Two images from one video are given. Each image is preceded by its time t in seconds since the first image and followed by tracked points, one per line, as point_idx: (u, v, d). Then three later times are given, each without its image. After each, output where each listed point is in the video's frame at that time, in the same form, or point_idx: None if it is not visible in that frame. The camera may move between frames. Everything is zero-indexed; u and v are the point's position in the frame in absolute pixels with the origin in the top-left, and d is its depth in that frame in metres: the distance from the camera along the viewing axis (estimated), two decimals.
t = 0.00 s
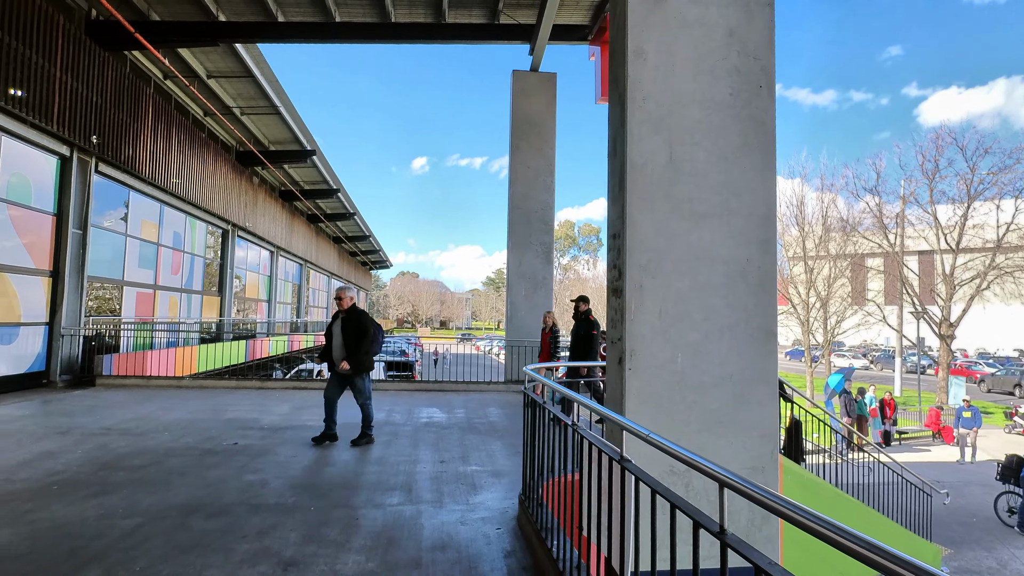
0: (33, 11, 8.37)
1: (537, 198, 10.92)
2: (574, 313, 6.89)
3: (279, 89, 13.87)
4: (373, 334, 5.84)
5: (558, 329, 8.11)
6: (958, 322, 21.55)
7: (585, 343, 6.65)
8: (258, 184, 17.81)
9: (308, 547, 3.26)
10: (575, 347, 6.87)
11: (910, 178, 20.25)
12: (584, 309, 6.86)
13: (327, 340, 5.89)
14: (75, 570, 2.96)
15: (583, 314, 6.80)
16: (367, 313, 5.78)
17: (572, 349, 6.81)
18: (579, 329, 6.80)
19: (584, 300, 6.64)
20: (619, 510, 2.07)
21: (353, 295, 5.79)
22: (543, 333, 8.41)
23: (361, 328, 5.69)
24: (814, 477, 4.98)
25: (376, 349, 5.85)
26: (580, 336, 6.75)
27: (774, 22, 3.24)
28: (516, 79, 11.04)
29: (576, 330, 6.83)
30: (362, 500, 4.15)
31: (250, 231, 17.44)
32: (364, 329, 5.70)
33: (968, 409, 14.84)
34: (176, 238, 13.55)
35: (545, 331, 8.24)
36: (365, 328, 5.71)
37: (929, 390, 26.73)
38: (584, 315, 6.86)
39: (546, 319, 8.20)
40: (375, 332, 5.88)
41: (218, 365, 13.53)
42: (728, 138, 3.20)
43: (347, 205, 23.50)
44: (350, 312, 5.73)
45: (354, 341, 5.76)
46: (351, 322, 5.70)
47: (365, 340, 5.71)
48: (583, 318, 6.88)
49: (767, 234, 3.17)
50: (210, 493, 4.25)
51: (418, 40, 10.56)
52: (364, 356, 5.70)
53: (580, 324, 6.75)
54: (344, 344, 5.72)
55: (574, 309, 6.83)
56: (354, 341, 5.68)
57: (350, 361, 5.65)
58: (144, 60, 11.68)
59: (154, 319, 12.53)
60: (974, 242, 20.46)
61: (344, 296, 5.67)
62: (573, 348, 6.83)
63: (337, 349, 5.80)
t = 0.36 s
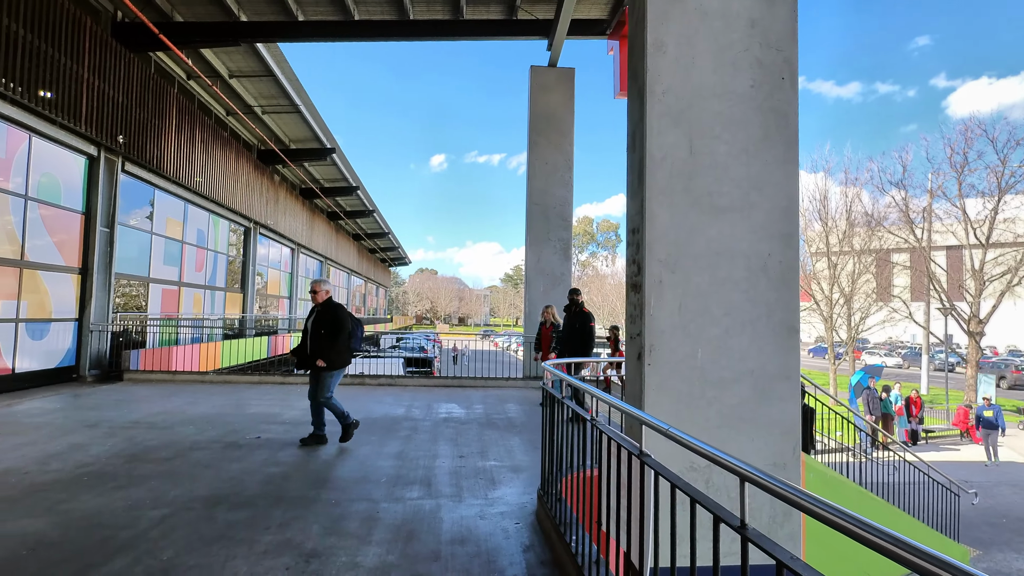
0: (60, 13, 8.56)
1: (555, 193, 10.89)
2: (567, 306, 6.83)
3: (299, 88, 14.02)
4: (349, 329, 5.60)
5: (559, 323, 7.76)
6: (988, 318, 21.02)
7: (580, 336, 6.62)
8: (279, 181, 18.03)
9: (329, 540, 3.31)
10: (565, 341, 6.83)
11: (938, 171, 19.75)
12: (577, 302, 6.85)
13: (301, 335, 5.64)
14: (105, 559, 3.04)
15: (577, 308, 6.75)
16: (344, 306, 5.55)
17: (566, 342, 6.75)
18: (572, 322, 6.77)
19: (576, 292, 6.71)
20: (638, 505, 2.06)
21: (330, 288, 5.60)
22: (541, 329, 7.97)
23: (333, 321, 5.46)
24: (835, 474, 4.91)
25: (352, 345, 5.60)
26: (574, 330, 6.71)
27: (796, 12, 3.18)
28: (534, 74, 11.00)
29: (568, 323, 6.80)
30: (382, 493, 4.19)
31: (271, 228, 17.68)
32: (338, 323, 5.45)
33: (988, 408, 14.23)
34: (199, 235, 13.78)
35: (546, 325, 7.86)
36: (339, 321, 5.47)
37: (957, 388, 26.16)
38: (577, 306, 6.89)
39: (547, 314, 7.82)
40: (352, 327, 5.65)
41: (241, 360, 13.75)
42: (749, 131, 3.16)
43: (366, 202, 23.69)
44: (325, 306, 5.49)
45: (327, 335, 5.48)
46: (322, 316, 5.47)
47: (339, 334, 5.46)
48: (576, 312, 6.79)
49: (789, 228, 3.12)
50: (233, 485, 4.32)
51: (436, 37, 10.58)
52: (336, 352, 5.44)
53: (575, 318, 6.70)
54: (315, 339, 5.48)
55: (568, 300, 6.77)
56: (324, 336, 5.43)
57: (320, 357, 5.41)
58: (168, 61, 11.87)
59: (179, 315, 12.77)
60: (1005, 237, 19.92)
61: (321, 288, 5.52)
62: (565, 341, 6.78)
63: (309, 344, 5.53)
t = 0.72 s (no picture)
0: (87, 14, 8.74)
1: (573, 188, 10.84)
2: (563, 302, 6.70)
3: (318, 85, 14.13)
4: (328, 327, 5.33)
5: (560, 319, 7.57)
6: (1019, 314, 20.48)
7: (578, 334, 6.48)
8: (299, 179, 18.21)
9: (351, 531, 3.34)
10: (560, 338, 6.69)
11: (967, 163, 19.23)
12: (574, 298, 6.72)
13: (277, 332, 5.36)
14: (133, 547, 3.11)
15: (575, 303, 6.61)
16: (321, 303, 5.27)
17: (563, 338, 6.61)
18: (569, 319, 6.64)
19: (575, 287, 6.60)
20: (661, 499, 2.04)
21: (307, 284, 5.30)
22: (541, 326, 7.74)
23: (311, 320, 5.17)
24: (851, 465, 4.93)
25: (331, 343, 5.35)
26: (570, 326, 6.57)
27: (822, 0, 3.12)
28: (552, 69, 10.95)
29: (565, 320, 6.65)
30: (402, 486, 4.23)
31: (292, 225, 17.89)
32: (316, 322, 5.18)
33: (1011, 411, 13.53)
34: (222, 232, 13.99)
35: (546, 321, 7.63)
36: (317, 320, 5.19)
37: (986, 386, 25.57)
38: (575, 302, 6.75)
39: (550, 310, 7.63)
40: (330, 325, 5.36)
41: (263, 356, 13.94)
42: (772, 122, 3.10)
43: (385, 199, 23.84)
44: (302, 302, 5.20)
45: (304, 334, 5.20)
46: (299, 315, 5.18)
47: (318, 333, 5.19)
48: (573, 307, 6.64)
49: (814, 221, 3.07)
50: (256, 477, 4.39)
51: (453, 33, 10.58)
52: (316, 352, 5.19)
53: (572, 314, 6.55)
54: (292, 338, 5.20)
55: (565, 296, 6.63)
56: (302, 336, 5.16)
57: (298, 357, 5.15)
58: (191, 60, 12.05)
59: (203, 311, 13.00)
60: None
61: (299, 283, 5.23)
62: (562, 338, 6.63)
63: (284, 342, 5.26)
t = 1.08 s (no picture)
0: (113, 14, 8.90)
1: (593, 182, 10.77)
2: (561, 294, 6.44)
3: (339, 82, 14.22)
4: (303, 315, 5.09)
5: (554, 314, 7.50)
6: None
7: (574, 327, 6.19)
8: (320, 175, 18.37)
9: (373, 522, 3.37)
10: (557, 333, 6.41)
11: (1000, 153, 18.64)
12: (571, 292, 6.47)
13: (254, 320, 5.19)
14: (162, 535, 3.17)
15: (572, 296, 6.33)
16: (297, 291, 5.08)
17: (560, 333, 6.30)
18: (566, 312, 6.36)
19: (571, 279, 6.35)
20: (686, 493, 2.02)
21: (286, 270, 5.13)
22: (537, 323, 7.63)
23: (279, 306, 4.98)
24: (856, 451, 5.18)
25: (305, 334, 5.09)
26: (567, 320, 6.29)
27: None
28: (572, 62, 10.88)
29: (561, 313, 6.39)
30: (423, 479, 4.25)
31: (313, 220, 18.07)
32: (284, 309, 4.96)
33: None
34: (245, 228, 14.19)
35: (541, 318, 7.54)
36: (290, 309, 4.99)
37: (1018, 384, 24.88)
38: (572, 296, 6.62)
39: (544, 306, 7.53)
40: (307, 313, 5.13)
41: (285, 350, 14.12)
42: (799, 111, 3.04)
43: (405, 194, 23.95)
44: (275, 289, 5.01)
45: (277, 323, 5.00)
46: (270, 301, 5.02)
47: (286, 322, 4.98)
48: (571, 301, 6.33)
49: (841, 211, 3.00)
50: (281, 468, 4.46)
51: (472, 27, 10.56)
52: (283, 340, 5.00)
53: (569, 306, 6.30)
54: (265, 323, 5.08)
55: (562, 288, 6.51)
56: (268, 323, 4.97)
57: (268, 344, 5.01)
58: (215, 59, 12.22)
59: (227, 305, 13.21)
60: None
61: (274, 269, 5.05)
62: (558, 333, 6.35)
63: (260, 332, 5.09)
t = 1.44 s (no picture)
0: (144, 15, 9.08)
1: (618, 175, 10.67)
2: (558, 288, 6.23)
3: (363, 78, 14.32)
4: (279, 307, 4.98)
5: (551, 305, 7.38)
6: None
7: (575, 322, 6.02)
8: (344, 170, 18.53)
9: (401, 515, 3.41)
10: (556, 325, 6.26)
11: None
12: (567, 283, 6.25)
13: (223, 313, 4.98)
14: (197, 524, 3.25)
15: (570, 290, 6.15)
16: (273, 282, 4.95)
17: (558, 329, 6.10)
18: (564, 303, 6.18)
19: (567, 272, 6.15)
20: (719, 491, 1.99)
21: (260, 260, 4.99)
22: (533, 313, 7.63)
23: (256, 297, 4.81)
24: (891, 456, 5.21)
25: (282, 327, 4.98)
26: (566, 313, 6.10)
27: None
28: (596, 54, 10.77)
29: (559, 306, 6.21)
30: (450, 472, 4.28)
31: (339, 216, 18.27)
32: (262, 301, 4.81)
33: None
34: (273, 224, 14.41)
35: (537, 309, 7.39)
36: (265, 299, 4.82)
37: None
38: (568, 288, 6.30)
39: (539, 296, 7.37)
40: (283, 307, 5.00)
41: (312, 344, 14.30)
42: (834, 101, 2.96)
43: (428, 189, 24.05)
44: (249, 279, 4.85)
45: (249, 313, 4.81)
46: (246, 292, 4.84)
47: (265, 313, 4.83)
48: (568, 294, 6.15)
49: (878, 204, 2.92)
50: (310, 460, 4.53)
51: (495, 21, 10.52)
52: (259, 333, 4.82)
53: (568, 298, 6.11)
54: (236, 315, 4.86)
55: (558, 281, 6.19)
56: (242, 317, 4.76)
57: (242, 337, 4.78)
58: (241, 57, 12.39)
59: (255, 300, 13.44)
60: None
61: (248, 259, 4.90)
62: (557, 326, 6.20)
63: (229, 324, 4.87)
